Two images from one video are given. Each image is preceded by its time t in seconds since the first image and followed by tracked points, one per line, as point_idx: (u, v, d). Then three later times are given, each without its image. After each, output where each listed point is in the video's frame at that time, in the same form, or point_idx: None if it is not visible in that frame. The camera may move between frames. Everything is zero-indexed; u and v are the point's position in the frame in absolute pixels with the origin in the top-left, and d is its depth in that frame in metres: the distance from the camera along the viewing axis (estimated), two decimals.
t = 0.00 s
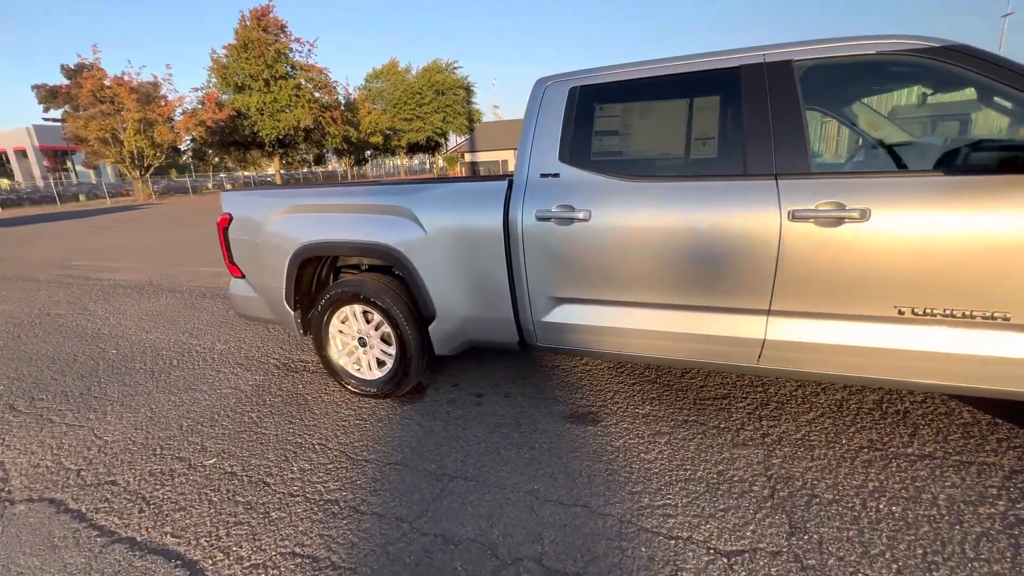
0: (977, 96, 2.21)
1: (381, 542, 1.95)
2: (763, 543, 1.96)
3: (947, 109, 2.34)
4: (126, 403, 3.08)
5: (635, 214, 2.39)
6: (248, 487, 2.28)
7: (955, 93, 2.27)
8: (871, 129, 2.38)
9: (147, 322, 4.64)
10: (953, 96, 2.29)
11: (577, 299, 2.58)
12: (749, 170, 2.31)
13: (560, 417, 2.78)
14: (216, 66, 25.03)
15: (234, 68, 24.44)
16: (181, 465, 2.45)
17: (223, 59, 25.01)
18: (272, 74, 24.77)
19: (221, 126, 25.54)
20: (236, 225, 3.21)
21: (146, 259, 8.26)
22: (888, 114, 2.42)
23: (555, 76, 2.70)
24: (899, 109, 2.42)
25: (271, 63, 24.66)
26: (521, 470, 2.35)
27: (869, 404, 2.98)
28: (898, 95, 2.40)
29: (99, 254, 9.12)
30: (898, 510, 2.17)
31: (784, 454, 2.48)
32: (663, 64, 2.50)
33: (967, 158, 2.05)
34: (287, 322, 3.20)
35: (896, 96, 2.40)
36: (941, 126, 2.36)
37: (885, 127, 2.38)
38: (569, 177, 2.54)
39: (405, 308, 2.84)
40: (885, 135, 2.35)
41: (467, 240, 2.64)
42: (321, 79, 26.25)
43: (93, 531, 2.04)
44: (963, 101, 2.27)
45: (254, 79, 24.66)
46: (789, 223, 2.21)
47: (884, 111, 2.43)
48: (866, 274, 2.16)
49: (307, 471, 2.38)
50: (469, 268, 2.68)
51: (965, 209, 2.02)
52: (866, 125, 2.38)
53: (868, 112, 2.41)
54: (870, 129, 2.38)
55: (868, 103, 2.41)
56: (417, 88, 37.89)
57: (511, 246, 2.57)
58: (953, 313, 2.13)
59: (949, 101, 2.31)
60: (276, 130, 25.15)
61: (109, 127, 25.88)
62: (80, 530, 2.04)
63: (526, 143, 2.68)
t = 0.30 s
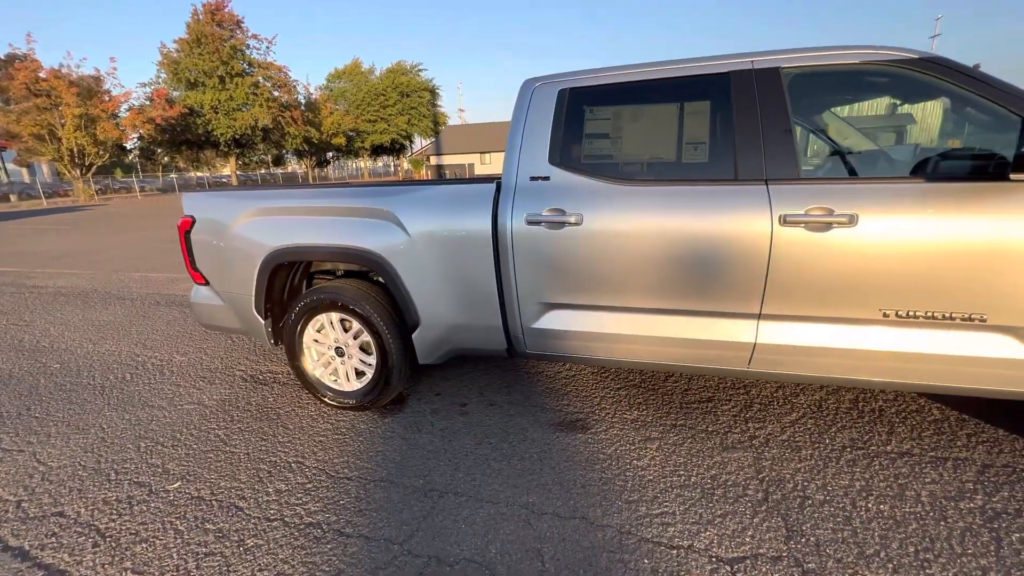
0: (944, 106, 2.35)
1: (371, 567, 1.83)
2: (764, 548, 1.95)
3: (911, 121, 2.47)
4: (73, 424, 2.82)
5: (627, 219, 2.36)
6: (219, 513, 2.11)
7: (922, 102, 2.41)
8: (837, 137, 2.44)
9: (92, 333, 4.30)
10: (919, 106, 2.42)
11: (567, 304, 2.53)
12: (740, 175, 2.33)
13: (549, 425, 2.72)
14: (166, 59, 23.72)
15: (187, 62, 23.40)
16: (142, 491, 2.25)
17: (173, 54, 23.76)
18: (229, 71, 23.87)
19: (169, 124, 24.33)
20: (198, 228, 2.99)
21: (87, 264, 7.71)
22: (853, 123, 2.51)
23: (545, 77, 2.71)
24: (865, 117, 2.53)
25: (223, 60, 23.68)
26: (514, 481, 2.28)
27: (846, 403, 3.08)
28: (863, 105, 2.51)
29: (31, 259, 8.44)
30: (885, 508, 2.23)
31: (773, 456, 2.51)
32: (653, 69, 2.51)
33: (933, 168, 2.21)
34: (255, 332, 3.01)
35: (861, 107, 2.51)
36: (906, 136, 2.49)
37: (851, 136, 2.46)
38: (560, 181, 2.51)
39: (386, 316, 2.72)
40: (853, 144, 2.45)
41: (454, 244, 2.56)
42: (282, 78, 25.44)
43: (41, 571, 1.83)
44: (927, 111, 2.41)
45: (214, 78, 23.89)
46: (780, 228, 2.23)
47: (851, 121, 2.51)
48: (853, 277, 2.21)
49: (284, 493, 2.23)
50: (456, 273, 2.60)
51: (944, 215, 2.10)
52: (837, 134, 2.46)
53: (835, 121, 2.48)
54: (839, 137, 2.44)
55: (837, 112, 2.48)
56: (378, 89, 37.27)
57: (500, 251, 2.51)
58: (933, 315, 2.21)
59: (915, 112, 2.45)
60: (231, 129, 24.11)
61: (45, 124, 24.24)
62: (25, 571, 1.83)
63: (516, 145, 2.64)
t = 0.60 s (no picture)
0: (892, 117, 2.48)
1: None
2: (750, 556, 1.94)
3: (860, 131, 2.58)
4: (8, 452, 2.58)
5: (607, 225, 2.33)
6: (175, 547, 1.95)
7: (876, 113, 2.52)
8: (803, 145, 2.48)
9: (31, 350, 3.99)
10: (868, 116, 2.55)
11: (546, 312, 2.48)
12: (718, 182, 2.35)
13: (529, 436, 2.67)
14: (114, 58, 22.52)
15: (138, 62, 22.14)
16: (88, 526, 2.07)
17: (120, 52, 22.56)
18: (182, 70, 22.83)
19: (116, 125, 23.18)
20: (151, 236, 2.79)
21: (26, 274, 7.22)
22: (816, 132, 2.57)
23: (521, 81, 2.67)
24: (825, 128, 2.60)
25: (173, 58, 22.61)
26: (496, 496, 2.22)
27: (817, 404, 3.15)
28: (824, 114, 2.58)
29: None
30: (862, 509, 2.27)
31: (752, 460, 2.53)
32: (630, 74, 2.51)
33: (893, 176, 2.31)
34: (216, 347, 2.84)
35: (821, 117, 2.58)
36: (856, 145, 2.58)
37: (813, 145, 2.52)
38: (539, 187, 2.47)
39: (357, 327, 2.61)
40: (816, 152, 2.51)
41: (430, 252, 2.48)
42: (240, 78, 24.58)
43: None
44: (874, 121, 2.54)
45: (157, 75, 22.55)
46: (758, 234, 2.24)
47: (815, 130, 2.57)
48: (829, 282, 2.24)
49: (248, 521, 2.09)
50: (432, 282, 2.51)
51: (911, 221, 2.17)
52: (802, 142, 2.50)
53: (800, 130, 2.51)
54: (803, 144, 2.49)
55: (801, 121, 2.52)
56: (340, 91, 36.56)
57: (478, 258, 2.45)
58: (902, 318, 2.27)
59: (865, 123, 2.57)
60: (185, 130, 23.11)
61: None
62: None
63: (493, 150, 2.59)
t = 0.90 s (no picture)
0: (846, 122, 2.49)
1: None
2: (739, 572, 1.88)
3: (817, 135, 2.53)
4: None
5: (582, 231, 2.25)
6: None
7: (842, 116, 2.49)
8: (773, 149, 2.43)
9: None
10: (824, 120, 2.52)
11: (522, 323, 2.38)
12: (696, 185, 2.29)
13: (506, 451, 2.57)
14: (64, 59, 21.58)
15: (86, 62, 21.40)
16: None
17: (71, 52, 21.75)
18: (134, 71, 22.11)
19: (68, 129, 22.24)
20: (89, 248, 2.59)
21: None
22: (785, 136, 2.50)
23: (491, 82, 2.58)
24: (790, 131, 2.52)
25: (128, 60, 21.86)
26: (472, 520, 2.10)
27: (794, 407, 3.12)
28: (788, 118, 2.51)
29: None
30: (846, 516, 2.23)
31: (734, 469, 2.47)
32: (603, 75, 2.44)
33: (865, 177, 2.28)
34: (163, 367, 2.65)
35: (786, 120, 2.50)
36: (815, 150, 2.51)
37: (784, 149, 2.46)
38: (511, 192, 2.37)
39: (320, 342, 2.46)
40: (786, 156, 2.45)
41: (397, 262, 2.36)
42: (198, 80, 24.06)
43: None
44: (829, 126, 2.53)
45: (120, 80, 22.07)
46: (736, 238, 2.19)
47: (783, 133, 2.49)
48: (810, 287, 2.20)
49: (199, 562, 1.92)
50: (400, 293, 2.39)
51: (887, 223, 2.15)
52: (772, 146, 2.44)
53: (769, 134, 2.45)
54: (773, 148, 2.43)
55: (770, 125, 2.46)
56: (307, 95, 36.00)
57: (449, 267, 2.34)
58: (881, 321, 2.25)
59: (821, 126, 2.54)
60: (141, 134, 22.37)
61: None
62: None
63: (463, 153, 2.48)
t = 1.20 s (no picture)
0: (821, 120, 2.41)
1: None
2: None
3: (781, 135, 2.43)
4: None
5: (559, 234, 2.14)
6: None
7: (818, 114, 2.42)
8: (746, 147, 2.33)
9: None
10: (785, 119, 2.44)
11: (498, 331, 2.26)
12: (676, 185, 2.21)
13: (484, 467, 2.45)
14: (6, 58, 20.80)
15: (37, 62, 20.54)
16: None
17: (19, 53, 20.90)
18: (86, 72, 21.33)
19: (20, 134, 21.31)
20: (17, 261, 2.37)
21: None
22: (758, 135, 2.40)
23: (460, 77, 2.46)
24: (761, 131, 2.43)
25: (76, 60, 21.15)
26: (449, 546, 1.98)
27: (777, 407, 3.07)
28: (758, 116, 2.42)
29: None
30: (836, 522, 2.17)
31: (721, 476, 2.40)
32: (577, 70, 2.35)
33: (842, 175, 2.22)
34: (104, 389, 2.45)
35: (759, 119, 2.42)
36: (781, 149, 2.38)
37: (759, 147, 2.36)
38: (482, 193, 2.25)
39: (280, 357, 2.31)
40: (759, 155, 2.34)
41: (361, 270, 2.22)
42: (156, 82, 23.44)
43: None
44: (789, 126, 2.44)
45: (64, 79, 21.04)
46: (719, 238, 2.11)
47: (753, 132, 2.39)
48: (794, 288, 2.14)
49: None
50: (366, 304, 2.26)
51: (869, 220, 2.10)
52: (747, 144, 2.34)
53: (742, 132, 2.35)
54: (747, 146, 2.33)
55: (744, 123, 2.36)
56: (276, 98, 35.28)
57: (419, 274, 2.21)
58: (865, 321, 2.19)
59: (782, 127, 2.44)
60: (98, 138, 21.57)
61: None
62: None
63: (431, 153, 2.35)
